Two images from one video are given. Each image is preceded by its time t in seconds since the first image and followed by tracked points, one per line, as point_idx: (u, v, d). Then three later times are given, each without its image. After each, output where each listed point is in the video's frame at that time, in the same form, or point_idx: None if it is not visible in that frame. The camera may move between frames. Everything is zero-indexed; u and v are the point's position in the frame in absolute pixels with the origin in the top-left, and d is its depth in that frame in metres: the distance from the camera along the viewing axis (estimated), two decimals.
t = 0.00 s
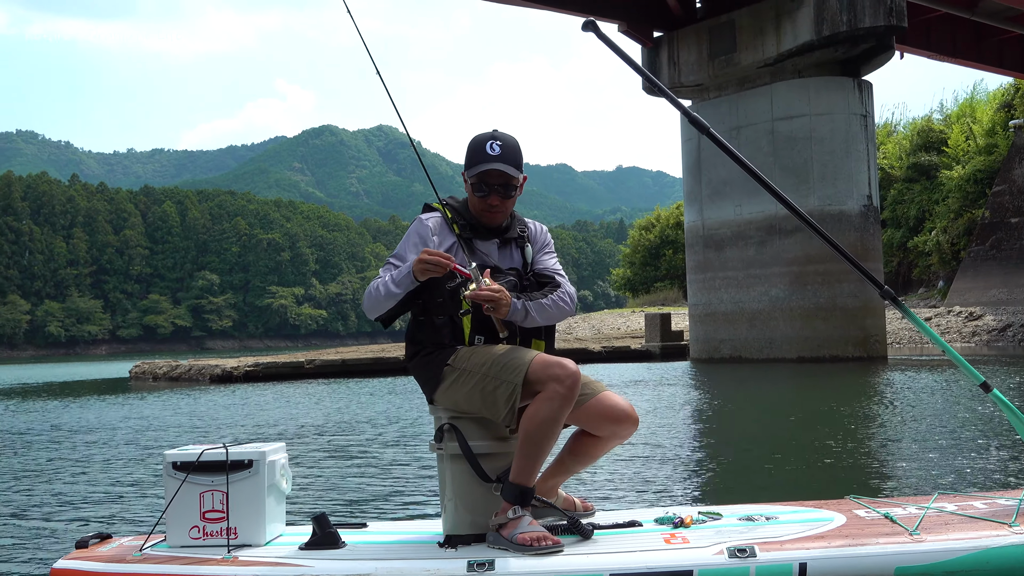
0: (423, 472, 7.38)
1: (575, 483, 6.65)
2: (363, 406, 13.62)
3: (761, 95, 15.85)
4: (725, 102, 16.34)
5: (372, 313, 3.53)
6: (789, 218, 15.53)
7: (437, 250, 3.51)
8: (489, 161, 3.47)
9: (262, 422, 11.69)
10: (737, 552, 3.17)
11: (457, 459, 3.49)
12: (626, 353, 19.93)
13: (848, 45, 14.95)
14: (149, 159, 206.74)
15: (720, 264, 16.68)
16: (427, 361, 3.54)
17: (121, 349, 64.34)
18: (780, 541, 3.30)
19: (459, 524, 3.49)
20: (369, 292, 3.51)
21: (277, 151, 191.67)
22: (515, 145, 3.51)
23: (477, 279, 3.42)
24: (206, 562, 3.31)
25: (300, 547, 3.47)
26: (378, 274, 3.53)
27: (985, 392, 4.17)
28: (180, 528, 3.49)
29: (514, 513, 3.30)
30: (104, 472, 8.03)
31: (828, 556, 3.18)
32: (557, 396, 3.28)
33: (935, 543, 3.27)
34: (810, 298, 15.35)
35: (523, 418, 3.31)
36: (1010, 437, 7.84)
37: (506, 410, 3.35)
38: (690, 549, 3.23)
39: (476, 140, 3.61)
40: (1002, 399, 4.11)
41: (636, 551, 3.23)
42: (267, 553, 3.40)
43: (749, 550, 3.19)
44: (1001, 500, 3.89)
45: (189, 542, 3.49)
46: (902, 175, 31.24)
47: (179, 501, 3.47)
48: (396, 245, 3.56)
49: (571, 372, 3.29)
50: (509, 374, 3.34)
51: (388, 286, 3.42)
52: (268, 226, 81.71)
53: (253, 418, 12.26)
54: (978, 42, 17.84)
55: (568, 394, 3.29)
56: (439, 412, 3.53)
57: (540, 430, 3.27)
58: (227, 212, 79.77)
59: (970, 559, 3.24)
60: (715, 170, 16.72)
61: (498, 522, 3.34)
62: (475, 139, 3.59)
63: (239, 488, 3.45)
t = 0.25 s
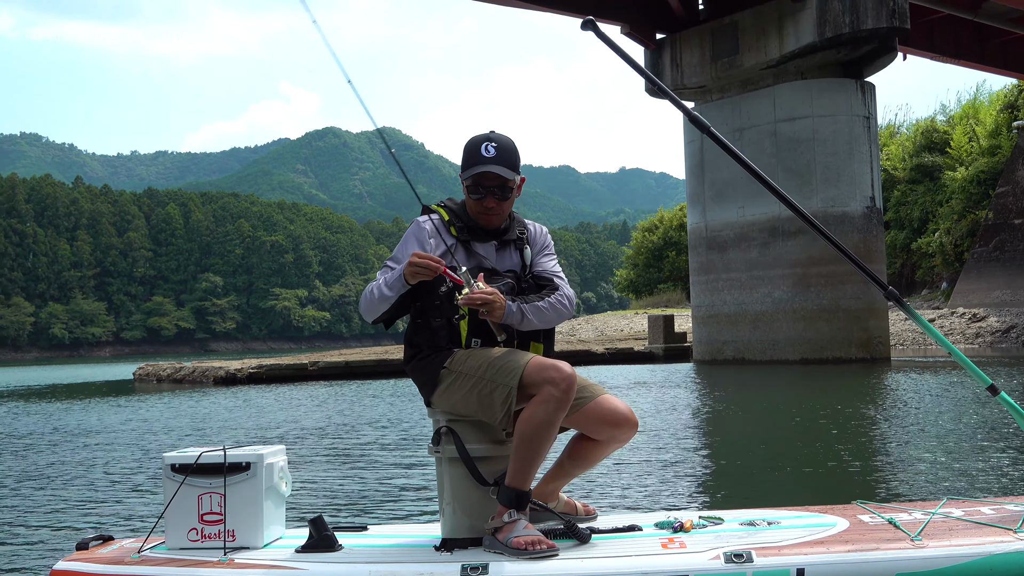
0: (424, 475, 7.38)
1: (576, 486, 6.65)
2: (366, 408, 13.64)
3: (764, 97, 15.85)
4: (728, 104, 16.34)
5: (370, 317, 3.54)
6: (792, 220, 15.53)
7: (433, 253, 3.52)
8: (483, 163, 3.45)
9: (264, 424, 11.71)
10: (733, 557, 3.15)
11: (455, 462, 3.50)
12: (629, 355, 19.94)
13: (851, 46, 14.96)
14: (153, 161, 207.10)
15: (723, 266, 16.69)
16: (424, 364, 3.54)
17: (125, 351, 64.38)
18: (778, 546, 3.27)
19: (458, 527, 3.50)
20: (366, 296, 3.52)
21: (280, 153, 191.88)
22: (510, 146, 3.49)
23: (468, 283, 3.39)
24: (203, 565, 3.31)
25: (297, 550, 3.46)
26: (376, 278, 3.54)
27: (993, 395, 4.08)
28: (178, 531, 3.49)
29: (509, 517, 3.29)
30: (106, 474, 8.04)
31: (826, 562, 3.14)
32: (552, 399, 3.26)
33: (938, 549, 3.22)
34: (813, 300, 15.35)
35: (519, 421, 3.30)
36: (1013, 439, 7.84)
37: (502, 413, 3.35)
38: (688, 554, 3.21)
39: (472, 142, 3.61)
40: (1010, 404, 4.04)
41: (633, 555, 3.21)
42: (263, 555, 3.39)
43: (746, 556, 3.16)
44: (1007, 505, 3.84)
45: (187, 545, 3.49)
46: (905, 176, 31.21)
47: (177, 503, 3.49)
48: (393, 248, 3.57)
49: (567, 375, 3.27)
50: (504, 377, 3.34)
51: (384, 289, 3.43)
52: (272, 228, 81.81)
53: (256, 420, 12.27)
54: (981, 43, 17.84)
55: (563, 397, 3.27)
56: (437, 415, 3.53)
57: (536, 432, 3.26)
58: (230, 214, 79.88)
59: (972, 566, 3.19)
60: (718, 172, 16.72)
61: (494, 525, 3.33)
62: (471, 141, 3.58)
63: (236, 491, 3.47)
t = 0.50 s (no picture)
0: (426, 478, 7.40)
1: (578, 489, 6.65)
2: (369, 410, 13.67)
3: (769, 99, 15.87)
4: (733, 106, 16.36)
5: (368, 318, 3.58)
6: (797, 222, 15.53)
7: (429, 255, 3.52)
8: (479, 165, 3.45)
9: (269, 426, 11.74)
10: (729, 565, 3.07)
11: (453, 465, 3.52)
12: (633, 357, 19.94)
13: (855, 49, 14.95)
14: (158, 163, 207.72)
15: (727, 268, 16.69)
16: (422, 366, 3.56)
17: (130, 352, 64.56)
18: (776, 554, 3.20)
19: (457, 531, 3.52)
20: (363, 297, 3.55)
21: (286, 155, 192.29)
22: (505, 147, 3.49)
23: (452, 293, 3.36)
24: (201, 566, 3.32)
25: (294, 553, 3.47)
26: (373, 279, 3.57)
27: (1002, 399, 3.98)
28: (178, 532, 3.51)
29: (505, 521, 3.29)
30: (110, 475, 8.08)
31: (824, 570, 3.06)
32: (547, 402, 3.26)
33: (941, 558, 3.13)
34: (817, 302, 15.34)
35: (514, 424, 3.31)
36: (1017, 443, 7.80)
37: (499, 416, 3.36)
38: (682, 561, 3.14)
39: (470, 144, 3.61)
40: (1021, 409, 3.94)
41: (627, 561, 3.15)
42: (261, 558, 3.40)
43: (742, 563, 3.09)
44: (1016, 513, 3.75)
45: (186, 546, 3.50)
46: (910, 178, 31.18)
47: (177, 505, 3.51)
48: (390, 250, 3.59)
49: (562, 378, 3.27)
50: (500, 380, 3.35)
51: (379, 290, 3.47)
52: (277, 229, 82.00)
53: (260, 422, 12.31)
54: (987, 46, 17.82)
55: (558, 401, 3.27)
56: (435, 418, 3.56)
57: (531, 435, 3.26)
58: (236, 216, 80.10)
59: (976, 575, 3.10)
60: (722, 174, 16.73)
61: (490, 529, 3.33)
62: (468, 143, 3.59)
63: (235, 492, 3.49)
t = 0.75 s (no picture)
0: (429, 479, 7.42)
1: (581, 490, 6.65)
2: (374, 411, 13.70)
3: (774, 99, 15.87)
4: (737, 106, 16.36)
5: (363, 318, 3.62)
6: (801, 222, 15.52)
7: (423, 256, 3.51)
8: (473, 165, 3.47)
9: (274, 427, 11.79)
10: (727, 567, 3.07)
11: (453, 466, 3.52)
12: (637, 357, 19.95)
13: (859, 48, 14.94)
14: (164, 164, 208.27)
15: (731, 268, 16.69)
16: (422, 367, 3.57)
17: (136, 353, 64.77)
18: (776, 557, 3.19)
19: (457, 532, 3.53)
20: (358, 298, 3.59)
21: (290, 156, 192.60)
22: (500, 147, 3.49)
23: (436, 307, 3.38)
24: (201, 567, 3.34)
25: (295, 554, 3.48)
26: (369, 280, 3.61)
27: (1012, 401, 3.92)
28: (180, 532, 3.54)
29: (503, 523, 3.30)
30: (115, 476, 8.12)
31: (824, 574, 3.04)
32: (546, 403, 3.27)
33: (943, 562, 3.10)
34: (822, 301, 15.34)
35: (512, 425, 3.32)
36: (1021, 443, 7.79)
37: (498, 416, 3.37)
38: (682, 563, 3.15)
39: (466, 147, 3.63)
40: None
41: (625, 564, 3.16)
42: (261, 558, 3.41)
43: (741, 566, 3.08)
44: None
45: (188, 546, 3.53)
46: (915, 178, 31.12)
47: (178, 505, 3.54)
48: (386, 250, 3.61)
49: (562, 379, 3.28)
50: (499, 381, 3.36)
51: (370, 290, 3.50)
52: (282, 230, 82.15)
53: (265, 422, 12.35)
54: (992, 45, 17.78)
55: (557, 402, 3.28)
56: (435, 419, 3.56)
57: (530, 436, 3.27)
58: (241, 217, 80.28)
59: None
60: (726, 174, 16.73)
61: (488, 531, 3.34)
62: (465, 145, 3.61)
63: (235, 493, 3.52)
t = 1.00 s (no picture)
0: (435, 478, 7.45)
1: (586, 490, 6.68)
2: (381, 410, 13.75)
3: (779, 97, 15.85)
4: (743, 103, 16.35)
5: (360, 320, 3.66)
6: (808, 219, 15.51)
7: (417, 256, 3.55)
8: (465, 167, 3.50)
9: (281, 426, 11.85)
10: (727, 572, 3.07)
11: (455, 467, 3.55)
12: (643, 356, 19.97)
13: (865, 45, 14.92)
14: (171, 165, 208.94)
15: (738, 266, 16.68)
16: (422, 367, 3.60)
17: (144, 353, 65.07)
18: (778, 561, 3.20)
19: (460, 532, 3.56)
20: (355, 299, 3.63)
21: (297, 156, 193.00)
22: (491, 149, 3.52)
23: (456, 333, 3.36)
24: (204, 568, 3.38)
25: (298, 554, 3.52)
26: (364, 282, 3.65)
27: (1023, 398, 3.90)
28: (185, 533, 3.58)
29: (503, 525, 3.33)
30: (123, 476, 8.19)
31: None
32: (547, 404, 3.29)
33: (949, 566, 3.09)
34: (828, 299, 15.33)
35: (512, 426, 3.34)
36: None
37: (499, 418, 3.39)
38: (682, 567, 3.16)
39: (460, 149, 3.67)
40: None
41: (626, 567, 3.18)
42: (264, 559, 3.45)
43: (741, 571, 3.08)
44: None
45: (193, 547, 3.57)
46: (922, 174, 31.05)
47: (183, 506, 3.58)
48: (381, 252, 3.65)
49: (562, 380, 3.30)
50: (500, 383, 3.38)
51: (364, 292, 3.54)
52: (288, 230, 82.35)
53: (272, 422, 12.42)
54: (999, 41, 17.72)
55: (558, 403, 3.30)
56: (436, 420, 3.59)
57: (530, 437, 3.29)
58: (248, 217, 80.52)
59: None
60: (732, 172, 16.72)
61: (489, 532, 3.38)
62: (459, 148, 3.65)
63: (238, 493, 3.55)
